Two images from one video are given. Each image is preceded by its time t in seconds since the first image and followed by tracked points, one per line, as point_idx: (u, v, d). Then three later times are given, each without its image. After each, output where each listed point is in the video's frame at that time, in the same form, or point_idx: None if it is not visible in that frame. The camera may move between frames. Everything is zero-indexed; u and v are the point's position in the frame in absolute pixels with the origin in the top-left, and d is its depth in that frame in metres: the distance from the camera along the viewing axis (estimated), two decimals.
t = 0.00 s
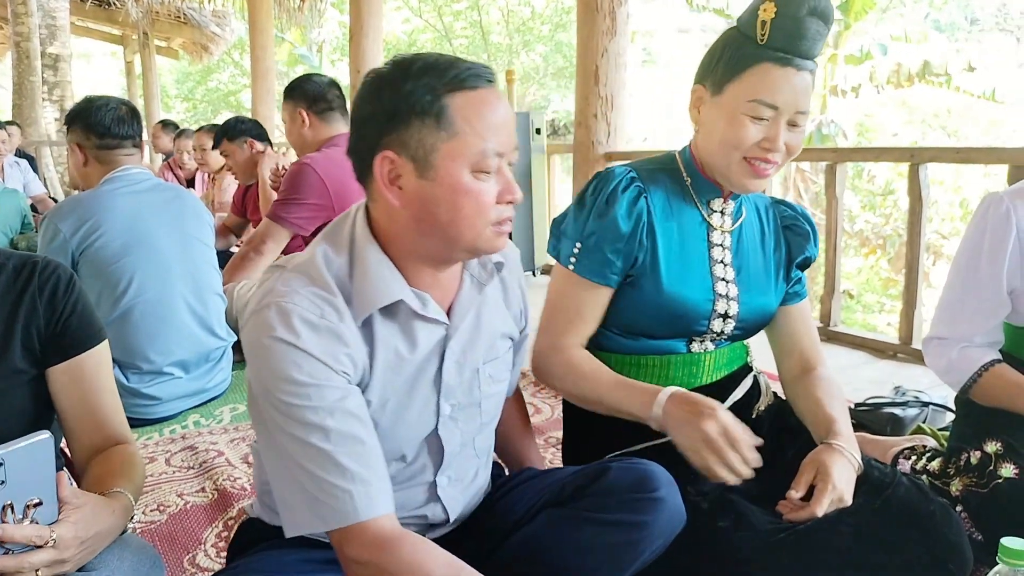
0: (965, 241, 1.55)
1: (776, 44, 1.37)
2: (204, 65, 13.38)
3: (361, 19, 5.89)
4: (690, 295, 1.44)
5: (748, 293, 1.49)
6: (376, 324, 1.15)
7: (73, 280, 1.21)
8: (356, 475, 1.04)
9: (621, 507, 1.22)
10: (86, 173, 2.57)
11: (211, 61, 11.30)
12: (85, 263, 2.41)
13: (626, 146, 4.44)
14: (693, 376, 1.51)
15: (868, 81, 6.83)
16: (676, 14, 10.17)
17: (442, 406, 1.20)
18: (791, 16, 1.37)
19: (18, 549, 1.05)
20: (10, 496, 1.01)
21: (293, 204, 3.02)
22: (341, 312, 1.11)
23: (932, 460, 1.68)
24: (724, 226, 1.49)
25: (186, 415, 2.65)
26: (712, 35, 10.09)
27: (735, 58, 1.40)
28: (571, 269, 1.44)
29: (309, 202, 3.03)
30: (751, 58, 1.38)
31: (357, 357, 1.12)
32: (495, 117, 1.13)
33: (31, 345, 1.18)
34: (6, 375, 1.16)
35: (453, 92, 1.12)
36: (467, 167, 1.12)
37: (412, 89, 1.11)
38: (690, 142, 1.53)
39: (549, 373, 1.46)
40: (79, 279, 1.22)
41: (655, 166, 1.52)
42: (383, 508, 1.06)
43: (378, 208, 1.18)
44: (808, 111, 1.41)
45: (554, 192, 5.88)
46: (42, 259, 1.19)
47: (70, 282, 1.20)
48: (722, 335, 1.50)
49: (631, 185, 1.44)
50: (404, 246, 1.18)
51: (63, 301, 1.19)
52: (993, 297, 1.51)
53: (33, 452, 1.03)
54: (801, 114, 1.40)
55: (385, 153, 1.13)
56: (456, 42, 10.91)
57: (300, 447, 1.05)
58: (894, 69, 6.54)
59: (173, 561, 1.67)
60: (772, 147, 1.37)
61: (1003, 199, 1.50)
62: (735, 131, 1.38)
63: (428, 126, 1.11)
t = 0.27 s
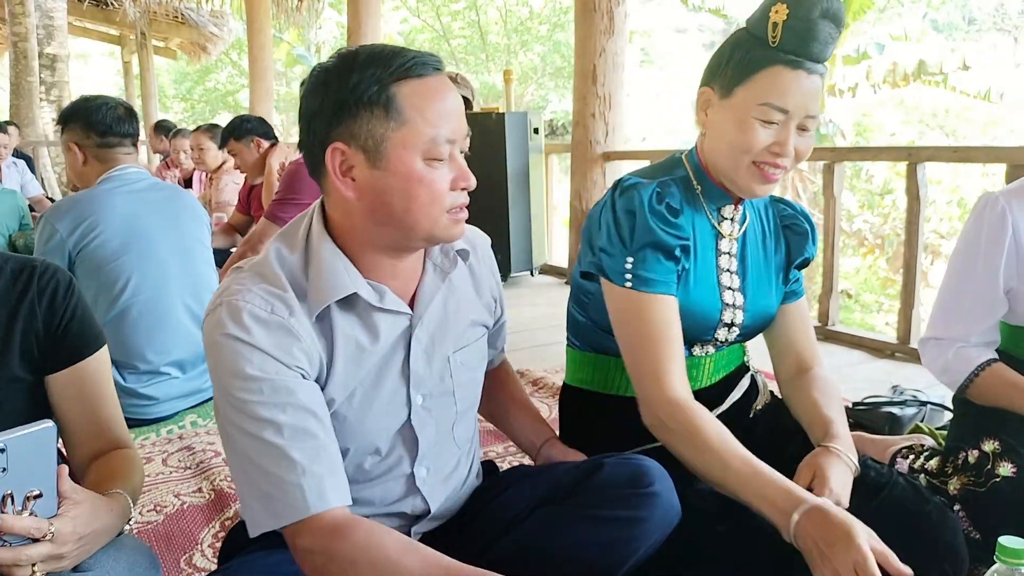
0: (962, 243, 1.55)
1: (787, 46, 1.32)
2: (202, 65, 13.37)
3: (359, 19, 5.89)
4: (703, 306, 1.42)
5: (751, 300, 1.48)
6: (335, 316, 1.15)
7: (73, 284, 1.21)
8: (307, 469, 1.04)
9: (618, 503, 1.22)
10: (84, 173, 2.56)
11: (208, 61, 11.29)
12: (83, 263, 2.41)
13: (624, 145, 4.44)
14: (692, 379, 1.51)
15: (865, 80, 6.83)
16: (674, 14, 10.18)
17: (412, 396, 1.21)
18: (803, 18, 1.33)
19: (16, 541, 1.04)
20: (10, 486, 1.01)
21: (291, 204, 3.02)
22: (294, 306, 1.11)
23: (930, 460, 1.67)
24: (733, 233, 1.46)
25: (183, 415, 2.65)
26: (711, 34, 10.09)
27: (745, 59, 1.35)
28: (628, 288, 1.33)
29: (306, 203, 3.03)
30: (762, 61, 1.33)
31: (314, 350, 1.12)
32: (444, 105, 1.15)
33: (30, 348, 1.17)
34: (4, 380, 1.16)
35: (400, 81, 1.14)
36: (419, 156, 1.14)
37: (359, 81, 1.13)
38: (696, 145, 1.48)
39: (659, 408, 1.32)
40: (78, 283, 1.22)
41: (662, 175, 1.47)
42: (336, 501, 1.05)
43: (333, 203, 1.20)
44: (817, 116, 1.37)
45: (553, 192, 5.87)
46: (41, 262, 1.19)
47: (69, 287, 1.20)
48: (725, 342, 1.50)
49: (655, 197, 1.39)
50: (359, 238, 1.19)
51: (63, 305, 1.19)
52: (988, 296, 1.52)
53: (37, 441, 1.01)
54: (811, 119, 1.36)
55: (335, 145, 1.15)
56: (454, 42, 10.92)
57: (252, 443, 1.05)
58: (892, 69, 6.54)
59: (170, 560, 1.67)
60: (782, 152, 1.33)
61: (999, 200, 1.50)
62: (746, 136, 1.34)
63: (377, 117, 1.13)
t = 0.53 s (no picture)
0: (949, 245, 1.55)
1: (809, 55, 1.29)
2: (200, 66, 13.36)
3: (357, 21, 5.88)
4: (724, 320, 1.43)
5: (760, 311, 1.49)
6: (320, 315, 1.15)
7: (69, 298, 1.20)
8: (286, 466, 1.04)
9: (615, 506, 1.23)
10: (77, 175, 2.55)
11: (206, 62, 11.28)
12: (77, 267, 2.41)
13: (622, 146, 4.44)
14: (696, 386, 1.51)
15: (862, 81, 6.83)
16: (672, 14, 10.18)
17: (400, 396, 1.21)
18: (825, 24, 1.30)
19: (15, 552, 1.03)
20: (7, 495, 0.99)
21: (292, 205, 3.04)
22: (275, 304, 1.11)
23: (927, 461, 1.67)
24: (748, 244, 1.46)
25: (180, 417, 2.65)
26: (708, 35, 10.09)
27: (765, 65, 1.31)
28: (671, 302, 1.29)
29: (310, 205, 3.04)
30: (785, 67, 1.29)
31: (297, 349, 1.12)
32: (425, 105, 1.15)
33: (27, 364, 1.16)
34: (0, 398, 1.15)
35: (382, 83, 1.14)
36: (404, 155, 1.14)
37: (340, 83, 1.13)
38: (710, 150, 1.45)
39: (731, 425, 1.26)
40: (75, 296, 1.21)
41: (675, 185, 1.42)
42: (315, 497, 1.05)
43: (318, 207, 1.20)
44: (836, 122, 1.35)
45: (550, 193, 5.87)
46: (38, 274, 1.18)
47: (65, 301, 1.19)
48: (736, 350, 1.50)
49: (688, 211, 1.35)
50: (345, 239, 1.19)
51: (61, 319, 1.18)
52: (976, 299, 1.52)
53: (36, 450, 0.99)
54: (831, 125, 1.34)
55: (319, 148, 1.15)
56: (452, 43, 10.93)
57: (234, 443, 1.05)
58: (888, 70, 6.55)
59: (167, 564, 1.66)
60: (805, 161, 1.31)
61: (984, 203, 1.50)
62: (770, 146, 1.31)
63: (360, 118, 1.13)
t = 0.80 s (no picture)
0: (935, 249, 1.56)
1: (809, 52, 1.28)
2: (196, 65, 13.34)
3: (353, 20, 5.88)
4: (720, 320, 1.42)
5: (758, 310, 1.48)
6: (322, 314, 1.15)
7: (69, 302, 1.19)
8: (286, 459, 1.04)
9: (612, 506, 1.22)
10: (74, 173, 2.56)
11: (202, 62, 11.26)
12: (73, 265, 2.40)
13: (619, 145, 4.44)
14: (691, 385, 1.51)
15: (858, 81, 6.84)
16: (668, 14, 10.18)
17: (399, 397, 1.21)
18: (824, 20, 1.28)
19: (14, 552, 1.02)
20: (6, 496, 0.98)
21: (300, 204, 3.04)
22: (276, 300, 1.11)
23: (922, 459, 1.69)
24: (747, 243, 1.44)
25: (175, 417, 2.63)
26: (704, 35, 10.09)
27: (764, 63, 1.29)
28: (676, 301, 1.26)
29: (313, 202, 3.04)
30: (787, 67, 1.27)
31: (298, 345, 1.12)
32: (431, 102, 1.17)
33: (24, 371, 1.16)
34: None
35: (393, 82, 1.14)
36: (420, 151, 1.16)
37: (352, 87, 1.13)
38: (707, 148, 1.43)
39: (733, 429, 1.25)
40: (73, 301, 1.21)
41: (674, 187, 1.40)
42: (314, 489, 1.05)
43: (329, 209, 1.19)
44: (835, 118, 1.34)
45: (547, 193, 5.87)
46: (36, 279, 1.17)
47: (64, 305, 1.18)
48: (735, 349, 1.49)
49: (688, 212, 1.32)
50: (356, 239, 1.20)
51: (59, 326, 1.17)
52: (964, 301, 1.52)
53: (37, 449, 0.99)
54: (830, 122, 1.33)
55: (334, 152, 1.15)
56: (448, 42, 10.93)
57: (233, 434, 1.05)
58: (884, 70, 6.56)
59: (163, 564, 1.66)
60: (807, 160, 1.31)
61: (968, 207, 1.51)
62: (771, 147, 1.30)
63: (376, 119, 1.13)
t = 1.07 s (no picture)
0: (926, 250, 1.56)
1: (770, 44, 1.32)
2: (192, 65, 13.32)
3: (349, 19, 5.87)
4: (699, 312, 1.43)
5: (746, 303, 1.48)
6: (337, 321, 1.15)
7: (65, 303, 1.18)
8: (306, 462, 1.03)
9: (612, 510, 1.21)
10: (71, 170, 2.56)
11: (199, 61, 11.24)
12: (69, 264, 2.39)
13: (616, 145, 4.44)
14: (682, 381, 1.50)
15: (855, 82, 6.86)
16: (665, 14, 10.18)
17: (409, 406, 1.22)
18: (785, 13, 1.32)
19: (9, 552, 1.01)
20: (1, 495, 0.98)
21: (294, 206, 3.03)
22: (293, 304, 1.11)
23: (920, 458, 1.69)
24: (728, 237, 1.46)
25: (171, 417, 2.63)
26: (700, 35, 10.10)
27: (728, 58, 1.35)
28: (617, 297, 1.32)
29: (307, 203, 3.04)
30: (746, 58, 1.32)
31: (314, 350, 1.11)
32: (458, 108, 1.17)
33: (20, 371, 1.15)
34: None
35: (422, 89, 1.15)
36: (446, 158, 1.16)
37: (378, 93, 1.13)
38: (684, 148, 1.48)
39: (648, 417, 1.31)
40: (69, 301, 1.20)
41: (652, 183, 1.46)
42: (335, 493, 1.04)
43: (349, 213, 1.19)
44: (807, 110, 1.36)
45: (543, 193, 5.86)
46: (33, 278, 1.17)
47: (61, 306, 1.18)
48: (717, 344, 1.50)
49: (647, 208, 1.38)
50: (370, 245, 1.20)
51: (55, 326, 1.17)
52: (957, 301, 1.53)
53: (30, 450, 0.99)
54: (801, 113, 1.35)
55: (359, 158, 1.14)
56: (445, 42, 10.93)
57: (252, 437, 1.04)
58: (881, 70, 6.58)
59: (158, 564, 1.65)
60: (773, 151, 1.33)
61: (958, 207, 1.52)
62: (734, 137, 1.34)
63: (402, 127, 1.13)
